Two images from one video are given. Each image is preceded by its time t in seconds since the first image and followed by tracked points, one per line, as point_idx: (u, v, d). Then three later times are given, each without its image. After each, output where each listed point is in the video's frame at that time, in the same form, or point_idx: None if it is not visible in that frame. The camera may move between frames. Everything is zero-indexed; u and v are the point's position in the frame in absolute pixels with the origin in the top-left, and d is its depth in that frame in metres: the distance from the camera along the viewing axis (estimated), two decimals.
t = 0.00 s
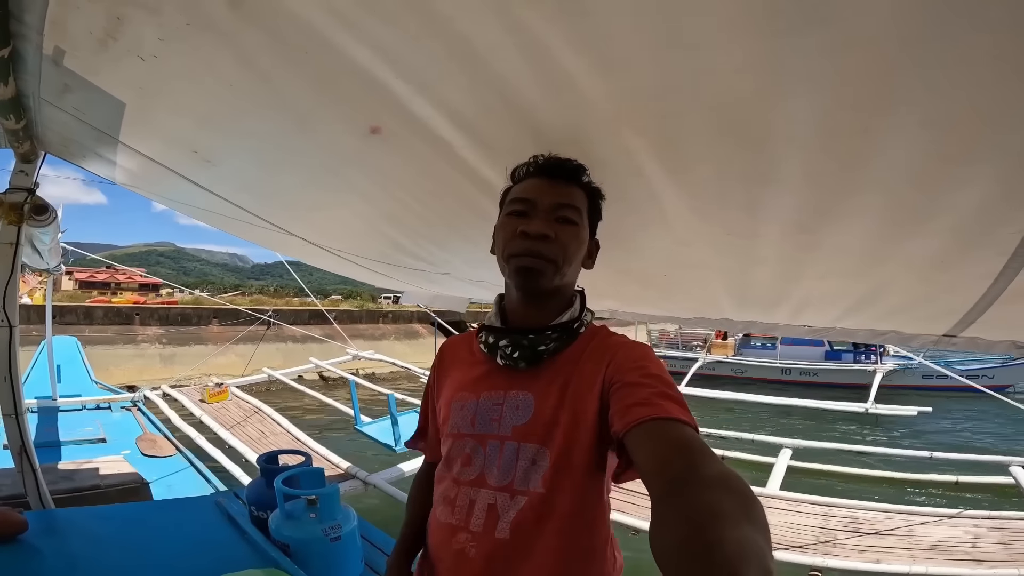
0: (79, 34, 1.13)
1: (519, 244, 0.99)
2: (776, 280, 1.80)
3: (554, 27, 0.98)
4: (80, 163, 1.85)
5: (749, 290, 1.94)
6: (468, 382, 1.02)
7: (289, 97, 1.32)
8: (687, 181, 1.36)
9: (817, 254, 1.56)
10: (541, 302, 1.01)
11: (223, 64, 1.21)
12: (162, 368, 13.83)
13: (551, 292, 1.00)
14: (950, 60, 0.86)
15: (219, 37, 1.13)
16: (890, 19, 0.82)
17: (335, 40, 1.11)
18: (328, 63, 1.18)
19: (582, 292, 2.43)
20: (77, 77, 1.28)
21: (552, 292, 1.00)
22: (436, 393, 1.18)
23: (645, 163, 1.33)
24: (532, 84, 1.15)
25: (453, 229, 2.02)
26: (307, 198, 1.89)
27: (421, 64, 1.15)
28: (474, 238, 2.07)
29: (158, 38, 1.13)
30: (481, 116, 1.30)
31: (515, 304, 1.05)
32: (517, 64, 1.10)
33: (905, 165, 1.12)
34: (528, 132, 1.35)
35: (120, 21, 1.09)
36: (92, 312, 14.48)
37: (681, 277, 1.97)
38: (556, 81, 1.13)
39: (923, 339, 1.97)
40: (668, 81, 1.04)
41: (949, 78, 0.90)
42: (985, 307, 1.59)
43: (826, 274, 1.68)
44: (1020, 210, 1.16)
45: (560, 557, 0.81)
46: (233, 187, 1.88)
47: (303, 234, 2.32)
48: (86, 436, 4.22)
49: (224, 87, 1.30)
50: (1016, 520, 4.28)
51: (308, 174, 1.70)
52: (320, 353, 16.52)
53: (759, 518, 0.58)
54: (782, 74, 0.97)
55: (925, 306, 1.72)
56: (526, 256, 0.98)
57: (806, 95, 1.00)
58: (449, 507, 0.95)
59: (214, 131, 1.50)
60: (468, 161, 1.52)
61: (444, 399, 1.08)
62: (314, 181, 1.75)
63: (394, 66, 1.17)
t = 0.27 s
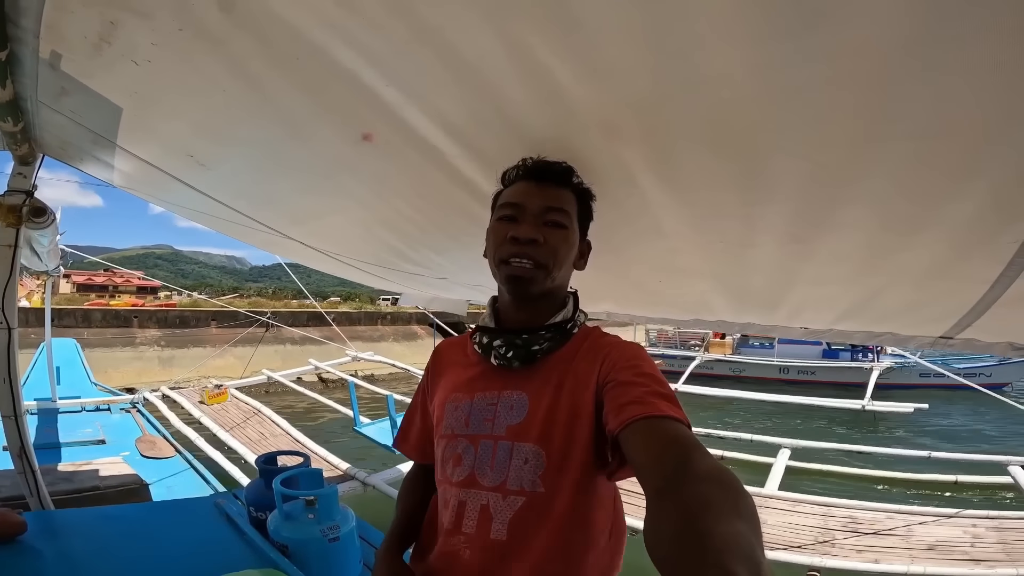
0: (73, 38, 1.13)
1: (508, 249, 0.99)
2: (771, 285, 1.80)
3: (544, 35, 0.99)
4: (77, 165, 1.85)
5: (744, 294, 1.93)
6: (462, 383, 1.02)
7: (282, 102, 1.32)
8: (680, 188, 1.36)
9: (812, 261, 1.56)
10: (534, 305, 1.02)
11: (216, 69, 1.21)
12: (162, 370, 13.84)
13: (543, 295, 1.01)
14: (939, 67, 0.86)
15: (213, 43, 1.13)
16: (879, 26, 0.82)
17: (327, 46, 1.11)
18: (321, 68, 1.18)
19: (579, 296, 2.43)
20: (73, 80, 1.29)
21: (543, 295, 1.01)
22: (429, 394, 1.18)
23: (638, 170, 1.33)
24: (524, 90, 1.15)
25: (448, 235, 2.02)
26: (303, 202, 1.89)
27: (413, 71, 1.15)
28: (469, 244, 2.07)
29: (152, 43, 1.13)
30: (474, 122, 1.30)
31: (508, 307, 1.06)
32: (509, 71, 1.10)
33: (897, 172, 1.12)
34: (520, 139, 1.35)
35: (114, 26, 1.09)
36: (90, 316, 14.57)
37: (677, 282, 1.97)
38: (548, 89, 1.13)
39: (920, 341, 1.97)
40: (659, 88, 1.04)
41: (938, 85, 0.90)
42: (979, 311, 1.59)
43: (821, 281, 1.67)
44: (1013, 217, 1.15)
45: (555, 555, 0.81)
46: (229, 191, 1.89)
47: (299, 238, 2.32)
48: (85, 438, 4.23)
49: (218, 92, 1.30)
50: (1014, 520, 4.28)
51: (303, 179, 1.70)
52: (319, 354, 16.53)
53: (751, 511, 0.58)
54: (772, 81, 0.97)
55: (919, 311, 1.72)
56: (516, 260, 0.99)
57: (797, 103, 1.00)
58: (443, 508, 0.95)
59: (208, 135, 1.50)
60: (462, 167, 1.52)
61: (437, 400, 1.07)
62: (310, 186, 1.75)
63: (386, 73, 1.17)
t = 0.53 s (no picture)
0: (64, 42, 1.12)
1: (498, 249, 1.00)
2: (762, 289, 1.81)
3: (535, 42, 0.99)
4: (70, 167, 1.84)
5: (736, 298, 1.94)
6: (456, 385, 1.02)
7: (273, 107, 1.32)
8: (670, 194, 1.36)
9: (803, 266, 1.56)
10: (525, 306, 1.02)
11: (207, 73, 1.21)
12: (157, 371, 13.79)
13: (532, 296, 1.01)
14: (927, 74, 0.87)
15: (203, 48, 1.13)
16: (868, 34, 0.82)
17: (317, 52, 1.11)
18: (312, 73, 1.18)
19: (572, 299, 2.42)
20: (66, 83, 1.28)
21: (533, 297, 1.01)
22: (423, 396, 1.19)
23: (628, 176, 1.33)
24: (514, 96, 1.15)
25: (441, 239, 2.01)
26: (295, 206, 1.89)
27: (405, 76, 1.15)
28: (461, 248, 2.07)
29: (142, 48, 1.13)
30: (465, 127, 1.30)
31: (500, 309, 1.06)
32: (500, 77, 1.10)
33: (887, 177, 1.13)
34: (513, 145, 1.35)
35: (104, 31, 1.09)
36: (85, 317, 14.53)
37: (669, 286, 1.97)
38: (538, 95, 1.13)
39: (910, 342, 1.98)
40: (650, 95, 1.05)
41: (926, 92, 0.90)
42: (968, 313, 1.60)
43: (813, 285, 1.67)
44: (1002, 223, 1.16)
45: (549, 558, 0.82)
46: (223, 194, 1.88)
47: (293, 241, 2.32)
48: (81, 439, 4.21)
49: (210, 96, 1.30)
50: (1008, 518, 4.30)
51: (295, 183, 1.70)
52: (315, 355, 16.51)
53: (743, 512, 0.58)
54: (762, 87, 0.97)
55: (910, 313, 1.73)
56: (506, 260, 1.00)
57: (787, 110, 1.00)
58: (437, 511, 0.95)
59: (200, 139, 1.50)
60: (454, 172, 1.52)
61: (431, 402, 1.08)
62: (303, 190, 1.75)
63: (377, 78, 1.17)
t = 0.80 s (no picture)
0: (64, 42, 1.12)
1: (460, 250, 1.07)
2: (756, 285, 1.83)
3: (533, 43, 0.99)
4: (66, 167, 1.82)
5: (730, 293, 1.96)
6: (454, 377, 1.02)
7: (273, 106, 1.32)
8: (666, 192, 1.37)
9: (795, 261, 1.57)
10: (509, 295, 1.04)
11: (207, 72, 1.21)
12: (152, 372, 13.72)
13: (503, 283, 1.02)
14: (923, 73, 0.88)
15: (204, 47, 1.13)
16: (863, 33, 0.83)
17: (317, 52, 1.11)
18: (312, 73, 1.18)
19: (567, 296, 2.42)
20: (64, 83, 1.27)
21: (502, 284, 1.02)
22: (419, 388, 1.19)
23: (625, 174, 1.34)
24: (513, 95, 1.16)
25: (437, 236, 2.01)
26: (293, 205, 1.89)
27: (403, 75, 1.15)
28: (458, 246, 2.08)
29: (143, 47, 1.13)
30: (463, 127, 1.31)
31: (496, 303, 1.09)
32: (499, 77, 1.10)
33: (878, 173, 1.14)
34: (509, 142, 1.35)
35: (105, 30, 1.08)
36: (79, 317, 14.44)
37: (664, 282, 1.98)
38: (537, 95, 1.14)
39: (901, 336, 2.00)
40: (648, 95, 1.06)
41: (917, 90, 0.91)
42: (957, 308, 1.62)
43: (805, 279, 1.69)
44: (986, 216, 1.18)
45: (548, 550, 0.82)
46: (221, 193, 1.88)
47: (290, 240, 2.31)
48: (77, 440, 4.19)
49: (209, 96, 1.30)
50: (1000, 512, 4.35)
51: (293, 182, 1.70)
52: (311, 355, 16.48)
53: (747, 506, 0.59)
54: (757, 85, 0.97)
55: (900, 308, 1.75)
56: (468, 258, 1.06)
57: (780, 106, 1.01)
58: (434, 504, 0.95)
59: (199, 138, 1.50)
60: (451, 171, 1.52)
61: (429, 394, 1.08)
62: (300, 189, 1.74)
63: (377, 78, 1.17)
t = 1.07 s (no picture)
0: (68, 43, 1.12)
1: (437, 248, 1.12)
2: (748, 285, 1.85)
3: (532, 49, 1.00)
4: (63, 167, 1.82)
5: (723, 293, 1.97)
6: (445, 371, 1.03)
7: (274, 107, 1.33)
8: (661, 195, 1.39)
9: (783, 261, 1.58)
10: (489, 284, 1.05)
11: (210, 73, 1.22)
12: (145, 373, 13.63)
13: (475, 274, 1.04)
14: (915, 81, 0.90)
15: (207, 49, 1.13)
16: (856, 41, 0.85)
17: (320, 56, 1.12)
18: (314, 76, 1.19)
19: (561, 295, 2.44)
20: (67, 83, 1.27)
21: (476, 275, 1.04)
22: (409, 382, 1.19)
23: (621, 177, 1.35)
24: (512, 99, 1.17)
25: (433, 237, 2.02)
26: (291, 205, 1.89)
27: (403, 79, 1.16)
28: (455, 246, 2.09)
29: (147, 48, 1.13)
30: (462, 129, 1.32)
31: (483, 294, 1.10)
32: (499, 81, 1.11)
33: (863, 176, 1.15)
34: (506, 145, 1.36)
35: (110, 31, 1.09)
36: (71, 318, 14.34)
37: (658, 283, 2.00)
38: (536, 99, 1.15)
39: (889, 333, 2.02)
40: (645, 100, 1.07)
41: (907, 96, 0.93)
42: (944, 307, 1.64)
43: (795, 279, 1.70)
44: (968, 219, 1.18)
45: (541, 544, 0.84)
46: (219, 193, 1.88)
47: (287, 240, 2.32)
48: (71, 440, 4.17)
49: (212, 97, 1.31)
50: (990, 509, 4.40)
51: (292, 182, 1.70)
52: (306, 355, 16.44)
53: (740, 501, 0.60)
54: (750, 91, 0.99)
55: (889, 308, 1.77)
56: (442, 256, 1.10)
57: (770, 111, 1.03)
58: (425, 499, 0.96)
59: (199, 138, 1.50)
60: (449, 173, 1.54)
61: (419, 388, 1.08)
62: (298, 189, 1.75)
63: (378, 82, 1.18)
